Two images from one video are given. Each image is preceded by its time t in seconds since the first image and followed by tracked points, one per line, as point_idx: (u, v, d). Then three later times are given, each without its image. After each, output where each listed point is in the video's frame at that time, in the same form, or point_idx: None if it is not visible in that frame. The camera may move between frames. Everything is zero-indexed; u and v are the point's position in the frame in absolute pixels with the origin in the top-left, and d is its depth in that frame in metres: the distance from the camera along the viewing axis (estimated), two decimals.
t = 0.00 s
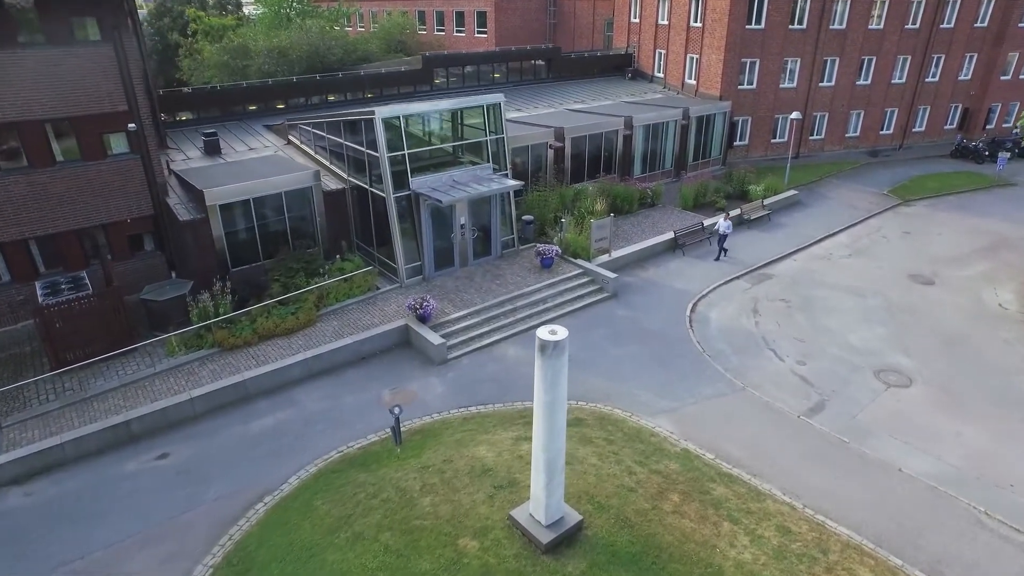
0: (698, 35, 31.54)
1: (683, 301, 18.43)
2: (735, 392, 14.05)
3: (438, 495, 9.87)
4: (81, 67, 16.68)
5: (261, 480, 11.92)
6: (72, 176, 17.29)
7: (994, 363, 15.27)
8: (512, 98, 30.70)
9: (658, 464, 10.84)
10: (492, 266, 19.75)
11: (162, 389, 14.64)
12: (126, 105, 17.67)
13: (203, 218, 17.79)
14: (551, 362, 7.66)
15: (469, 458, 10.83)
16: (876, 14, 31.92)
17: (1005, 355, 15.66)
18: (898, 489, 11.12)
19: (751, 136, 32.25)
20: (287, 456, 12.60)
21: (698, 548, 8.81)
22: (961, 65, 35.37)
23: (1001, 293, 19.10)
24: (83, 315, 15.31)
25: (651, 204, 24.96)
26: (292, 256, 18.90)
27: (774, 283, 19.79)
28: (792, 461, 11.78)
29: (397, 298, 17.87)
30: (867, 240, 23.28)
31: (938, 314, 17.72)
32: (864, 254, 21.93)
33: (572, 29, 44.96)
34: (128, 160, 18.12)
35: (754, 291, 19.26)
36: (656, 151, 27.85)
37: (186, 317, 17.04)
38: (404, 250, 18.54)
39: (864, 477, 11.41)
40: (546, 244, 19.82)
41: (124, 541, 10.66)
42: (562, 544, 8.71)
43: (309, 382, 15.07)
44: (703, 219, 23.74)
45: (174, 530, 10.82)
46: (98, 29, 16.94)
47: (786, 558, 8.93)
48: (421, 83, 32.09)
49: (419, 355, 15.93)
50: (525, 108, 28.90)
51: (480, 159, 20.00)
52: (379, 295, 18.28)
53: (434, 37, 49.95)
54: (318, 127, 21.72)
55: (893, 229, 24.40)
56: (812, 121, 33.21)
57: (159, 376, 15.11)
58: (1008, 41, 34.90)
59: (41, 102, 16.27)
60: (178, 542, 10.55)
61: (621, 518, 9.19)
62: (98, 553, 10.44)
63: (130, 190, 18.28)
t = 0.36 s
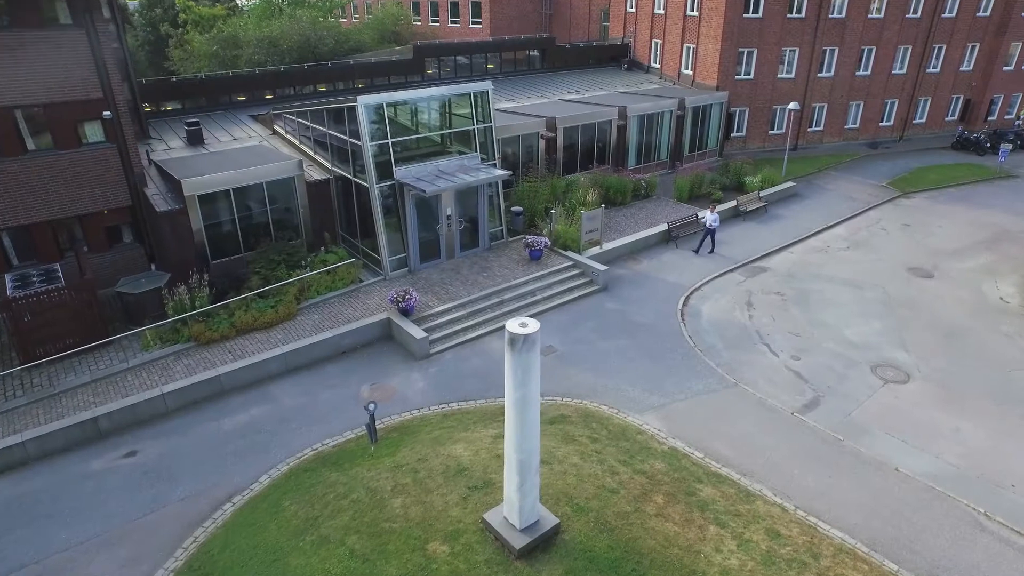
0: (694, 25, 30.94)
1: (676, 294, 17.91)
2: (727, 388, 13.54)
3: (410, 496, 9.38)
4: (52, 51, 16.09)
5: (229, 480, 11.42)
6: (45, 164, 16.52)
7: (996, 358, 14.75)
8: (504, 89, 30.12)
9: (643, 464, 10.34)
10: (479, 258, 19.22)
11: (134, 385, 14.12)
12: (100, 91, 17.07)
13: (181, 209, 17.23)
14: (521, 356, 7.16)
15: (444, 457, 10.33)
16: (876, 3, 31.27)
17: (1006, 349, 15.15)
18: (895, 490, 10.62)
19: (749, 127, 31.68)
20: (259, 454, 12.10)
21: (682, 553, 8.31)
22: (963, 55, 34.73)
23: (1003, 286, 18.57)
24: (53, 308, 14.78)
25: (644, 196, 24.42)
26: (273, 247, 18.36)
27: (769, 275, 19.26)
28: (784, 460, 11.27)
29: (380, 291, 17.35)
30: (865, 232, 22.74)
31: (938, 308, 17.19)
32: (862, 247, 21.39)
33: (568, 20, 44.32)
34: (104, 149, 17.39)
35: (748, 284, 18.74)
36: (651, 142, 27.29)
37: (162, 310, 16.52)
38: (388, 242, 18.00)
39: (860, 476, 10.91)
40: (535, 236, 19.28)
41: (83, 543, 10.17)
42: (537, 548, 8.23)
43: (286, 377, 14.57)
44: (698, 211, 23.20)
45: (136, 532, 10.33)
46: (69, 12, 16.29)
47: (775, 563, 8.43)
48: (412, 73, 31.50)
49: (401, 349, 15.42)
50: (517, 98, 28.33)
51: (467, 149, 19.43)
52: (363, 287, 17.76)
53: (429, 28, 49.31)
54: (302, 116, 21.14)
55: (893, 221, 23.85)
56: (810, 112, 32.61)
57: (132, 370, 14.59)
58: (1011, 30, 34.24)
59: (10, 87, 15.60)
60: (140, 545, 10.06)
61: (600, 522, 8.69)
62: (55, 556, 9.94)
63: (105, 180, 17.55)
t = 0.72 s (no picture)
0: (690, 13, 30.28)
1: (666, 287, 17.32)
2: (716, 384, 12.95)
3: (373, 498, 8.82)
4: (15, 33, 15.51)
5: (190, 480, 10.85)
6: (10, 151, 15.66)
7: (997, 353, 14.17)
8: (495, 78, 29.47)
9: (624, 464, 9.76)
10: (464, 250, 18.62)
11: (98, 379, 13.53)
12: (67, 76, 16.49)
13: (154, 199, 16.57)
14: (481, 349, 6.60)
15: (413, 457, 9.76)
16: None
17: (1007, 344, 14.57)
18: (889, 491, 10.06)
19: (745, 118, 31.04)
20: (223, 452, 11.52)
21: (659, 561, 7.75)
22: (965, 45, 34.03)
23: (1003, 279, 17.97)
24: (16, 299, 14.21)
25: (637, 187, 23.82)
26: (250, 238, 17.73)
27: (763, 268, 18.67)
28: (775, 460, 10.69)
29: (360, 284, 16.74)
30: (863, 224, 22.14)
31: (937, 301, 16.60)
32: (860, 239, 20.78)
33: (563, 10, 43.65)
34: (74, 136, 16.48)
35: (742, 276, 18.15)
36: (644, 133, 26.67)
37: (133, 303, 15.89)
38: (368, 233, 17.39)
39: (853, 477, 10.34)
40: (521, 226, 18.68)
41: (31, 547, 9.59)
42: (503, 555, 7.68)
43: (257, 373, 13.99)
44: (691, 202, 22.60)
45: (88, 535, 9.77)
46: None
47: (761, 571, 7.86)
48: (401, 62, 30.83)
49: (379, 343, 14.84)
50: (508, 87, 27.69)
51: (451, 137, 18.76)
52: (342, 279, 17.15)
53: (422, 19, 48.62)
54: (282, 103, 20.48)
55: (891, 213, 23.24)
56: (808, 103, 31.94)
57: (98, 365, 14.00)
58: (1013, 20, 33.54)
59: None
60: (90, 549, 9.50)
61: (573, 526, 8.12)
62: None
63: (76, 168, 16.64)
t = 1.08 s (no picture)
0: None
1: (656, 279, 16.70)
2: (705, 380, 12.35)
3: (331, 502, 8.23)
4: None
5: (146, 481, 10.25)
6: None
7: (1001, 348, 13.55)
8: (486, 66, 28.76)
9: (603, 465, 9.15)
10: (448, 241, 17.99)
11: (59, 375, 12.89)
12: (31, 57, 15.67)
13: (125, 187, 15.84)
14: (433, 344, 5.98)
15: (378, 457, 9.17)
16: None
17: (1010, 338, 13.95)
18: (886, 494, 9.46)
19: (742, 108, 30.34)
20: (184, 451, 10.93)
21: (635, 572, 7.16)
22: (967, 33, 33.28)
23: (1006, 271, 17.35)
24: None
25: (629, 177, 23.18)
26: (225, 229, 17.05)
27: (758, 259, 18.05)
28: (765, 461, 10.09)
29: (338, 275, 16.11)
30: (861, 215, 21.49)
31: (937, 294, 15.98)
32: (858, 230, 20.15)
33: None
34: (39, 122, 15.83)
35: (735, 268, 17.53)
36: (638, 122, 26.01)
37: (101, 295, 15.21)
38: (347, 223, 16.74)
39: (847, 479, 9.74)
40: (507, 217, 18.05)
41: None
42: (467, 565, 7.10)
43: (226, 367, 13.38)
44: (685, 192, 21.97)
45: (32, 542, 9.16)
46: None
47: None
48: (390, 50, 30.12)
49: (355, 337, 14.23)
50: (498, 75, 27.00)
51: (434, 124, 18.07)
52: (320, 271, 16.51)
53: (415, 8, 47.78)
54: (261, 90, 19.77)
55: (891, 204, 22.60)
56: (806, 92, 31.22)
57: (60, 359, 13.38)
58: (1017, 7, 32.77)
59: None
60: (33, 557, 8.89)
61: (543, 534, 7.53)
62: None
63: (42, 155, 16.04)
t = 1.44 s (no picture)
0: None
1: (647, 270, 16.11)
2: (694, 375, 11.77)
3: (288, 506, 7.66)
4: None
5: (101, 482, 9.66)
6: None
7: (1003, 342, 13.00)
8: (477, 53, 28.04)
9: (582, 466, 8.58)
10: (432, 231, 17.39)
11: (18, 371, 12.19)
12: None
13: (94, 175, 15.18)
14: (380, 338, 5.42)
15: (342, 458, 8.61)
16: None
17: (1014, 332, 13.38)
18: (884, 497, 8.89)
19: (739, 96, 29.63)
20: (144, 450, 10.35)
21: None
22: (970, 20, 32.51)
23: (1009, 262, 16.77)
24: None
25: (621, 166, 22.56)
26: (200, 219, 16.33)
27: (753, 250, 17.45)
28: (756, 461, 9.52)
29: (316, 266, 15.50)
30: (860, 204, 20.87)
31: (938, 285, 15.41)
32: (856, 220, 19.54)
33: None
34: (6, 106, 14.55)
35: (729, 259, 16.93)
36: (631, 110, 25.34)
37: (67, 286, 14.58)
38: (326, 212, 16.10)
39: (843, 480, 9.17)
40: (493, 205, 17.44)
41: None
42: None
43: (195, 361, 12.78)
44: (679, 181, 21.34)
45: None
46: None
47: None
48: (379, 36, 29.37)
49: (331, 330, 13.65)
50: (489, 62, 26.30)
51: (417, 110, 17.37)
52: (298, 261, 15.88)
53: None
54: (240, 75, 19.06)
55: (891, 193, 21.97)
56: (805, 80, 30.50)
57: (21, 353, 12.73)
58: None
59: None
60: None
61: (512, 542, 6.98)
62: None
63: (6, 142, 14.63)
